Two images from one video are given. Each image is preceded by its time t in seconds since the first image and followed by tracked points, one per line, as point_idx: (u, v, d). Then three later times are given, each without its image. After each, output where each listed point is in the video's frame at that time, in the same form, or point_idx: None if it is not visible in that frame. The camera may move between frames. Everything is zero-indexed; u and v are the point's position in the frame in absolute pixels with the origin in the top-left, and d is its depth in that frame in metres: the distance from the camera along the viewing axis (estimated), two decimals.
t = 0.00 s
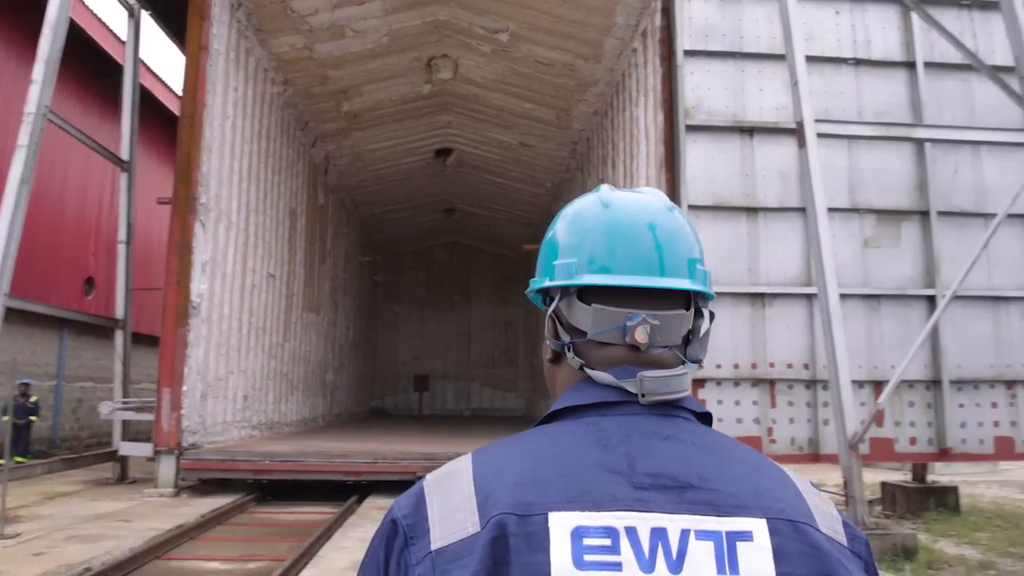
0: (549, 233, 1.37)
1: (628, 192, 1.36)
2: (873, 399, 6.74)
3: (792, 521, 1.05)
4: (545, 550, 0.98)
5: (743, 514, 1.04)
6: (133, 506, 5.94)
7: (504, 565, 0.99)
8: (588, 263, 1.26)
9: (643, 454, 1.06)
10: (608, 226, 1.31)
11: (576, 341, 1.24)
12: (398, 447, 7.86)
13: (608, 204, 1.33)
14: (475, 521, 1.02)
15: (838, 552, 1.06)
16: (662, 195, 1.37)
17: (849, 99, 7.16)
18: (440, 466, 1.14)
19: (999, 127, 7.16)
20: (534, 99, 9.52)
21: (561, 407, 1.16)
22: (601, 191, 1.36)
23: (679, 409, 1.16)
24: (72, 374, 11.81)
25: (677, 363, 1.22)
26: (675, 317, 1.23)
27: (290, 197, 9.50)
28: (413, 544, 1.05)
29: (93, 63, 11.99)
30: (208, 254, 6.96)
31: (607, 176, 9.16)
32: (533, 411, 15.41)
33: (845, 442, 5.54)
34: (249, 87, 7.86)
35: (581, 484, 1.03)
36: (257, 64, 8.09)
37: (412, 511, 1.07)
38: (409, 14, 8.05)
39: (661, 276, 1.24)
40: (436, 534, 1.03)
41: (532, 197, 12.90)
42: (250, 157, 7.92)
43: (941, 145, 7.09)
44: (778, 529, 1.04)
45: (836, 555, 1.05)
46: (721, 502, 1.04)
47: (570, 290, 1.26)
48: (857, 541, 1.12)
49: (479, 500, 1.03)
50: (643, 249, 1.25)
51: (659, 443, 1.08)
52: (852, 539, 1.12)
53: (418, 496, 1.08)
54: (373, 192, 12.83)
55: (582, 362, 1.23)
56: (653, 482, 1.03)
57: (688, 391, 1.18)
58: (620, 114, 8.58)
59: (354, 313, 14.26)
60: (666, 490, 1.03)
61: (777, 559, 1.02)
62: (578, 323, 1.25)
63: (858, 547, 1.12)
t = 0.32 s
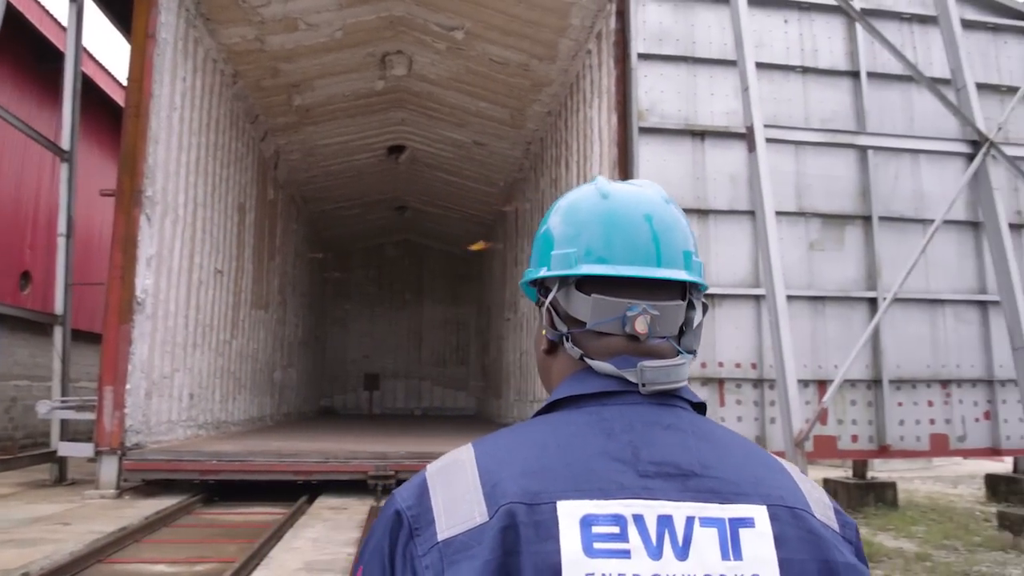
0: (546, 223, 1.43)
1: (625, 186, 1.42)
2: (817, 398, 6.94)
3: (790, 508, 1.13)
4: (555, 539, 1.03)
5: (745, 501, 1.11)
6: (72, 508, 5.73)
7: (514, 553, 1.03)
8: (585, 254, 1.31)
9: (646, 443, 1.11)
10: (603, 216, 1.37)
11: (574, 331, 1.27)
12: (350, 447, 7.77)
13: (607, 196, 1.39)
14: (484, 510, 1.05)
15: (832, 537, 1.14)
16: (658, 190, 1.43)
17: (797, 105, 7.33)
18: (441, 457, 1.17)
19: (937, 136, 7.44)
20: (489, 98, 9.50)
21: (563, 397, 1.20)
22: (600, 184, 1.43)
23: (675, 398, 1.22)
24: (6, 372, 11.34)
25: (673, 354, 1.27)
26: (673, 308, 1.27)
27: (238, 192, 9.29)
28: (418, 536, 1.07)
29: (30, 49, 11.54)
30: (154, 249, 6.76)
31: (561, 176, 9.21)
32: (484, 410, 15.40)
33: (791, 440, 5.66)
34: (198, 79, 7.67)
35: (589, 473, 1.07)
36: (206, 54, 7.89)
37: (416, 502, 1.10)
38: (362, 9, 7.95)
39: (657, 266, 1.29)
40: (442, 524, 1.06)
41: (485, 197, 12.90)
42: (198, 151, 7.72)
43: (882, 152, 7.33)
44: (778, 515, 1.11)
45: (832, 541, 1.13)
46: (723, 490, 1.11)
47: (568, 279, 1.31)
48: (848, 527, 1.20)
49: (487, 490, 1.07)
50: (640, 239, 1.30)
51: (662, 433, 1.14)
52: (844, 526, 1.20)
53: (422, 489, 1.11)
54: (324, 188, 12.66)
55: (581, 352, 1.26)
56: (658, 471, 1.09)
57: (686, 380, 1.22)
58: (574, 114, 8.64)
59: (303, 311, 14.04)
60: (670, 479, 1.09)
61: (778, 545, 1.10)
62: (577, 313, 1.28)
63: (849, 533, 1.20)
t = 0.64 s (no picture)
0: (552, 219, 1.36)
1: (636, 180, 1.36)
2: (777, 398, 7.07)
3: (801, 500, 1.13)
4: (576, 533, 1.02)
5: (759, 494, 1.11)
6: (23, 511, 5.55)
7: (534, 547, 1.02)
8: (594, 250, 1.26)
9: (661, 436, 1.11)
10: (612, 212, 1.31)
11: (584, 326, 1.24)
12: (312, 447, 7.67)
13: (617, 191, 1.33)
14: (504, 505, 1.03)
15: (840, 529, 1.15)
16: (667, 185, 1.38)
17: (759, 110, 7.46)
18: (451, 451, 1.14)
19: (893, 143, 7.63)
20: (455, 97, 9.48)
21: (575, 391, 1.18)
22: (610, 178, 1.36)
23: (686, 393, 1.21)
24: None
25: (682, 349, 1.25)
26: (683, 302, 1.24)
27: (199, 187, 9.11)
28: (436, 531, 1.04)
29: None
30: (111, 245, 6.59)
31: (526, 176, 9.23)
32: (447, 411, 15.35)
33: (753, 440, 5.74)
34: (158, 71, 7.50)
35: (608, 467, 1.06)
36: (166, 46, 7.73)
37: (432, 498, 1.06)
38: (328, 4, 7.86)
39: (668, 262, 1.25)
40: (460, 519, 1.03)
41: (449, 196, 12.86)
42: (157, 145, 7.57)
43: (841, 157, 7.51)
44: (789, 508, 1.12)
45: (840, 532, 1.14)
46: (737, 483, 1.11)
47: (576, 277, 1.26)
48: (851, 520, 1.21)
49: (505, 484, 1.05)
50: (651, 237, 1.26)
51: (675, 427, 1.13)
52: (848, 518, 1.21)
53: (438, 484, 1.07)
54: (286, 185, 12.50)
55: (593, 347, 1.23)
56: (674, 464, 1.09)
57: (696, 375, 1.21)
58: (540, 115, 8.67)
59: (263, 309, 13.84)
60: (686, 472, 1.08)
61: (790, 536, 1.10)
62: (586, 308, 1.24)
63: (853, 524, 1.21)
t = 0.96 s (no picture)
0: (553, 212, 1.36)
1: (639, 176, 1.37)
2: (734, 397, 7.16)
3: (802, 494, 1.14)
4: (588, 529, 1.00)
5: (762, 488, 1.11)
6: None
7: (546, 543, 0.99)
8: (595, 244, 1.25)
9: (668, 431, 1.10)
10: (612, 208, 1.30)
11: (587, 321, 1.22)
12: (270, 446, 7.54)
13: (621, 186, 1.34)
14: (514, 500, 1.00)
15: (839, 522, 1.16)
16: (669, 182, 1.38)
17: (720, 114, 7.57)
18: (454, 448, 1.11)
19: (849, 149, 7.81)
20: (419, 94, 9.41)
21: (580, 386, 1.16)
22: (612, 173, 1.37)
23: (688, 389, 1.20)
24: None
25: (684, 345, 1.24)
26: (685, 299, 1.24)
27: (154, 180, 8.91)
28: (445, 528, 1.00)
29: None
30: (60, 239, 6.39)
31: (489, 175, 9.22)
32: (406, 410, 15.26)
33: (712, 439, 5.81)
34: (113, 60, 7.31)
35: (617, 461, 1.04)
36: (121, 35, 7.52)
37: (439, 494, 1.03)
38: None
39: (668, 257, 1.24)
40: (470, 515, 1.00)
41: (410, 193, 12.78)
42: (112, 137, 7.38)
43: (798, 161, 7.66)
44: (791, 501, 1.12)
45: (839, 524, 1.15)
46: (742, 477, 1.10)
47: (576, 270, 1.25)
48: (846, 513, 1.22)
49: (514, 479, 1.02)
50: (651, 231, 1.26)
51: (681, 420, 1.12)
52: (843, 511, 1.22)
53: (446, 480, 1.04)
54: (244, 180, 12.28)
55: (596, 342, 1.21)
56: (681, 459, 1.07)
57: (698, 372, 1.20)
58: (503, 114, 8.67)
59: (219, 306, 13.59)
60: (693, 466, 1.07)
61: (793, 529, 1.10)
62: (588, 303, 1.22)
63: (848, 517, 1.22)
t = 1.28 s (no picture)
0: (557, 205, 1.36)
1: (644, 170, 1.37)
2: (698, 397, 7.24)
3: (806, 486, 1.15)
4: (602, 520, 1.00)
5: (768, 479, 1.12)
6: None
7: (560, 535, 0.98)
8: (600, 237, 1.25)
9: (676, 423, 1.10)
10: (615, 201, 1.30)
11: (591, 314, 1.22)
12: (232, 445, 7.42)
13: (625, 178, 1.33)
14: (527, 493, 1.00)
15: (841, 513, 1.18)
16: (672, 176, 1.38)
17: (687, 116, 7.63)
18: (460, 441, 1.09)
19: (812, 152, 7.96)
20: (386, 91, 9.32)
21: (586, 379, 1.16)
22: (617, 165, 1.36)
23: (692, 382, 1.20)
24: None
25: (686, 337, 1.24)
26: (689, 292, 1.24)
27: (113, 173, 8.70)
28: (456, 522, 0.99)
29: None
30: (14, 233, 6.19)
31: (456, 173, 9.19)
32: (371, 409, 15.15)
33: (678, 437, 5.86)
34: (70, 50, 7.11)
35: (629, 454, 1.04)
36: (80, 24, 7.32)
37: (450, 487, 1.01)
38: None
39: (672, 251, 1.25)
40: (481, 509, 0.99)
41: (376, 191, 12.68)
42: (69, 129, 7.19)
43: (762, 164, 7.78)
44: (797, 493, 1.13)
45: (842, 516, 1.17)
46: (748, 469, 1.11)
47: (581, 262, 1.25)
48: (846, 505, 1.24)
49: (527, 472, 1.01)
50: (655, 226, 1.26)
51: (687, 413, 1.13)
52: (842, 503, 1.24)
53: (457, 473, 1.03)
54: (206, 175, 12.06)
55: (602, 335, 1.21)
56: (689, 451, 1.08)
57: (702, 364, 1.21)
58: (471, 112, 8.65)
59: (180, 303, 13.33)
60: (701, 458, 1.08)
61: (799, 520, 1.12)
62: (593, 295, 1.22)
63: (847, 509, 1.24)
